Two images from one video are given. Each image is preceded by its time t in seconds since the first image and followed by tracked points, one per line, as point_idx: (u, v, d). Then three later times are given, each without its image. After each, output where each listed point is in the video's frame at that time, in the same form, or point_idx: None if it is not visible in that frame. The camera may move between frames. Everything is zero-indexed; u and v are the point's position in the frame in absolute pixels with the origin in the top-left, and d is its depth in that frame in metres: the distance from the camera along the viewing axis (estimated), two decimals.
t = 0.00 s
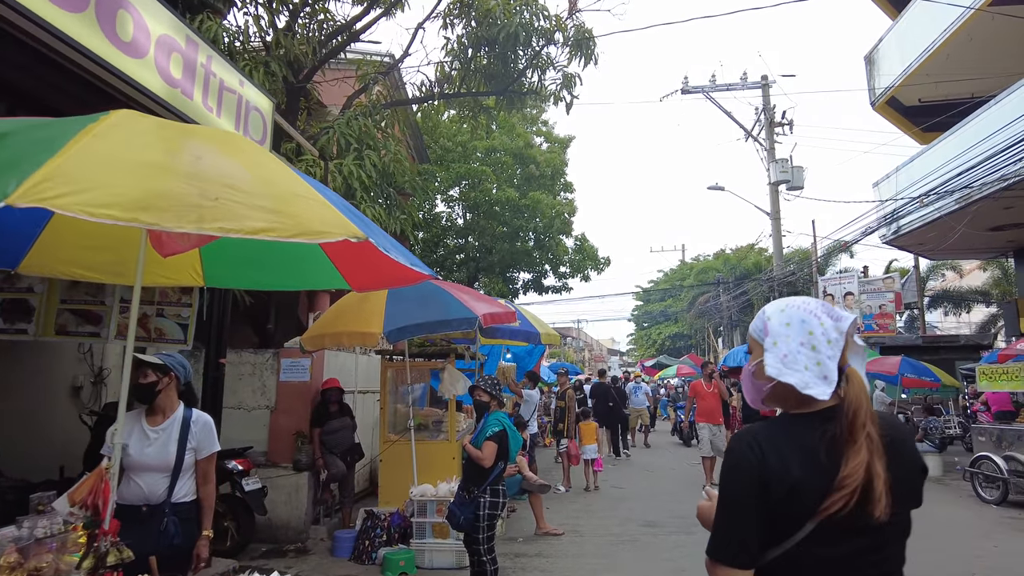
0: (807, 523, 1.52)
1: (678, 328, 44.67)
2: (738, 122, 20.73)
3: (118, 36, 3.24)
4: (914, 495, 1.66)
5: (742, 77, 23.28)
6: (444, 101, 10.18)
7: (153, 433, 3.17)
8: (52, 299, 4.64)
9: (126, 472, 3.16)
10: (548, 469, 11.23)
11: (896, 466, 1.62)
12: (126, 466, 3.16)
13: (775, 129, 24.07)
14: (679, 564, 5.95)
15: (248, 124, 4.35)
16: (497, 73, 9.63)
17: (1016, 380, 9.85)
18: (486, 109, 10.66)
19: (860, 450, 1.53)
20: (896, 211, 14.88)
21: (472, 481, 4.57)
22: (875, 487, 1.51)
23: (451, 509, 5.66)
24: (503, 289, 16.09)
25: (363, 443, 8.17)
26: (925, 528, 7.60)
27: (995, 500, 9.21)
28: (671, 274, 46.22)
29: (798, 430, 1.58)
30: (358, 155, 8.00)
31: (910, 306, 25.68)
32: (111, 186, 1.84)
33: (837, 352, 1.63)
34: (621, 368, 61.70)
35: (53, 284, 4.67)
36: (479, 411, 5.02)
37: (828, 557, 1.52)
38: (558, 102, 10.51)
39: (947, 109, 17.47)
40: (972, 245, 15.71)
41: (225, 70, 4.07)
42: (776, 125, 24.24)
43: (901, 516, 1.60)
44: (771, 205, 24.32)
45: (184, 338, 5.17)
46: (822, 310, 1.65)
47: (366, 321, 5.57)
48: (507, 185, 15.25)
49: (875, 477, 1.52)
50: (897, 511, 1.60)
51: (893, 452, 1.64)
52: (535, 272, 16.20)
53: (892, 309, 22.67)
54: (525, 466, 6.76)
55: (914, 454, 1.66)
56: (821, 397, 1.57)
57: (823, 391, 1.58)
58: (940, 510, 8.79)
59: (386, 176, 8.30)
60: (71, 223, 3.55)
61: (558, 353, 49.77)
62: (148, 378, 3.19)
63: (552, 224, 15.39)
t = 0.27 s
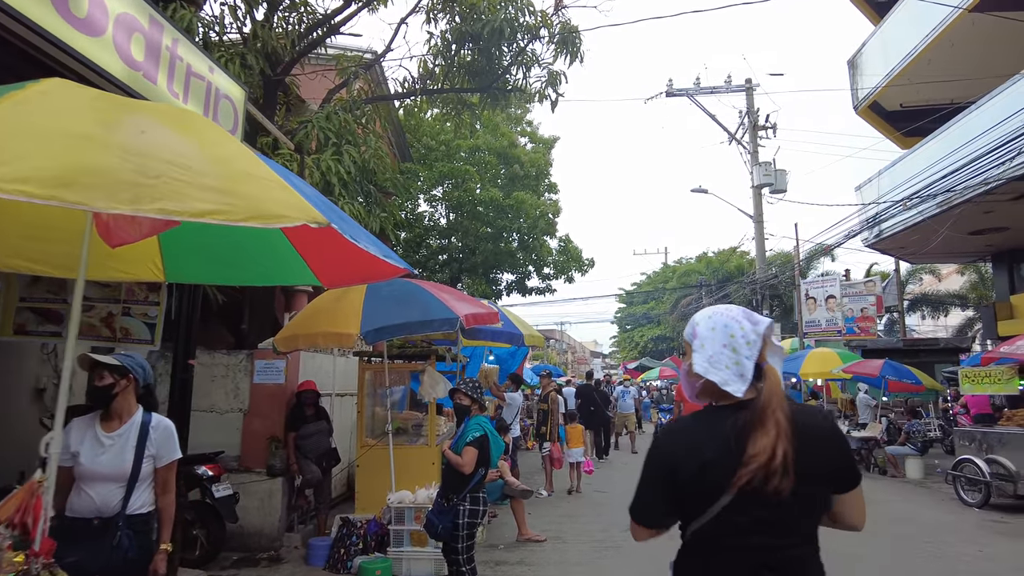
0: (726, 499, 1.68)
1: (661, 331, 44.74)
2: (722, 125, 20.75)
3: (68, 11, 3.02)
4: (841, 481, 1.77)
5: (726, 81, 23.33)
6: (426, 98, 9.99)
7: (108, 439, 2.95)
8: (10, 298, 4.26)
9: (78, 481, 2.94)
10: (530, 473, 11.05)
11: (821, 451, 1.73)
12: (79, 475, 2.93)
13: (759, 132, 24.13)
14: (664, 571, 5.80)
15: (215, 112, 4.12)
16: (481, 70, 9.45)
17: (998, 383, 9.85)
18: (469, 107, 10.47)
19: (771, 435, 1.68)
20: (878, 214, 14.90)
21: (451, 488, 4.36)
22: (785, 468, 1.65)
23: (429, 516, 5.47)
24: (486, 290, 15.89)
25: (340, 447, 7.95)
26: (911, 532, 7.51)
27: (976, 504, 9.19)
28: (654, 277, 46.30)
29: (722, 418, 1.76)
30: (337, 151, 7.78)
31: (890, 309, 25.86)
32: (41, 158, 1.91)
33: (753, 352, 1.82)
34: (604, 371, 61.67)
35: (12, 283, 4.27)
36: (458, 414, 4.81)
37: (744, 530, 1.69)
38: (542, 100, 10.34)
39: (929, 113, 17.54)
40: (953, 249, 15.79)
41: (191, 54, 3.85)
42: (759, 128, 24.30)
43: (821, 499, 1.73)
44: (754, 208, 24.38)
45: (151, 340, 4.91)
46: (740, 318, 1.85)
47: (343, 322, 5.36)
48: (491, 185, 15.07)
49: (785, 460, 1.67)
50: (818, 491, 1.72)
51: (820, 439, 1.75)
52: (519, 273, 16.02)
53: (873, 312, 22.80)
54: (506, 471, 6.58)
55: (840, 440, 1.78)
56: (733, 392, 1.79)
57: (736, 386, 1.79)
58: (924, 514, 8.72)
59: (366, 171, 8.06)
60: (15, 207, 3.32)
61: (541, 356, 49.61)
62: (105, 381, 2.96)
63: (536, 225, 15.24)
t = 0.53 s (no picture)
0: (629, 490, 1.96)
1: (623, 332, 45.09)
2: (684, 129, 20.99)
3: None
4: (740, 475, 1.97)
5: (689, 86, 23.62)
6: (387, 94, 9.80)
7: (29, 443, 2.74)
8: None
9: None
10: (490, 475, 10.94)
11: (710, 449, 1.95)
12: None
13: (719, 137, 24.47)
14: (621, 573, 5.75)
15: (156, 97, 3.89)
16: (444, 66, 9.31)
17: (946, 383, 10.06)
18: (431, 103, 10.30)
19: (660, 435, 1.92)
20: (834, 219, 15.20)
21: (405, 492, 4.23)
22: (672, 465, 1.89)
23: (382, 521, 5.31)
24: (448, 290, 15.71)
25: (292, 450, 7.71)
26: (863, 531, 7.61)
27: (925, 501, 9.41)
28: (617, 280, 46.65)
29: (623, 420, 2.03)
30: (293, 144, 7.55)
31: (844, 312, 26.48)
32: None
33: (648, 364, 2.10)
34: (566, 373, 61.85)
35: None
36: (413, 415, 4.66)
37: (645, 515, 1.96)
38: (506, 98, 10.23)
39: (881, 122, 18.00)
40: (904, 254, 16.22)
41: (131, 33, 3.65)
42: (720, 133, 24.65)
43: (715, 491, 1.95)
44: (714, 212, 24.73)
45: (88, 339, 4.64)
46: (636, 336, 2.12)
47: (294, 320, 5.17)
48: (455, 184, 14.90)
49: (671, 456, 1.91)
50: (711, 483, 1.95)
51: (710, 438, 1.96)
52: (481, 273, 15.89)
53: (828, 315, 23.31)
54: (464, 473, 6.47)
55: (737, 439, 1.99)
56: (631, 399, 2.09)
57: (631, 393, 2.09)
58: (876, 512, 8.87)
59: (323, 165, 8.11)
60: None
61: (504, 358, 49.46)
62: (27, 381, 2.75)
63: (500, 224, 15.15)
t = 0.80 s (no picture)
0: (545, 474, 2.30)
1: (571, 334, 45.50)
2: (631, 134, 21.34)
3: None
4: (637, 459, 2.38)
5: (638, 91, 23.96)
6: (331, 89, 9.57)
7: None
8: None
9: None
10: (434, 479, 10.77)
11: (613, 437, 2.35)
12: None
13: (667, 143, 24.89)
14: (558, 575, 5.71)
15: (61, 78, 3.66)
16: (390, 62, 9.14)
17: (878, 386, 10.41)
18: (377, 98, 10.09)
19: (572, 426, 2.30)
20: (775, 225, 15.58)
21: (338, 498, 4.08)
22: (581, 450, 2.27)
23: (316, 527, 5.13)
24: (395, 290, 15.46)
25: (224, 455, 7.41)
26: (798, 529, 7.79)
27: (856, 498, 9.71)
28: (566, 282, 47.00)
29: (540, 413, 2.39)
30: (229, 136, 7.26)
31: (784, 316, 27.28)
32: None
33: (562, 367, 2.49)
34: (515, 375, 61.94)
35: None
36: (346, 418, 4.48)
37: (563, 485, 2.29)
38: (454, 95, 10.10)
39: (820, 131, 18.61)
40: (840, 260, 16.80)
41: (39, 9, 3.40)
42: (667, 139, 25.08)
43: (616, 472, 2.34)
44: (661, 217, 25.16)
45: None
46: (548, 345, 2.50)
47: (223, 320, 4.97)
48: (402, 182, 14.69)
49: (581, 443, 2.28)
50: (612, 467, 2.34)
51: (613, 428, 2.36)
52: (428, 273, 15.71)
53: (768, 318, 23.97)
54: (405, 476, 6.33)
55: (634, 429, 2.40)
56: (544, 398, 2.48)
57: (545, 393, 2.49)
58: (810, 510, 9.12)
59: (260, 159, 7.85)
60: None
61: (453, 359, 49.19)
62: None
63: (447, 224, 15.02)
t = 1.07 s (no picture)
0: (455, 472, 2.69)
1: (514, 336, 45.58)
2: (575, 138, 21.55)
3: None
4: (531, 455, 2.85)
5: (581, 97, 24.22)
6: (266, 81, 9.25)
7: None
8: None
9: None
10: (369, 483, 10.55)
11: (512, 439, 2.79)
12: None
13: (609, 149, 25.25)
14: None
15: None
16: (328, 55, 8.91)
17: (806, 387, 10.98)
18: (314, 92, 9.82)
19: (479, 430, 2.70)
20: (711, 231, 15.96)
21: (259, 505, 3.92)
22: (488, 452, 2.66)
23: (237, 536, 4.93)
24: (332, 290, 15.11)
25: (142, 461, 7.05)
26: (727, 528, 7.98)
27: (785, 497, 10.03)
28: (509, 284, 47.08)
29: (451, 419, 2.76)
30: (153, 127, 6.93)
31: (719, 319, 28.06)
32: None
33: (467, 377, 2.89)
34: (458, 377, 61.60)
35: None
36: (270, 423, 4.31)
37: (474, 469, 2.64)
38: (395, 92, 9.93)
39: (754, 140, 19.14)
40: (771, 267, 17.39)
41: None
42: (610, 145, 25.44)
43: (515, 468, 2.79)
44: (602, 221, 25.51)
45: None
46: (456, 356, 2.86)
47: (140, 319, 4.72)
48: (341, 179, 14.37)
49: (487, 445, 2.69)
50: (511, 463, 2.78)
51: (511, 431, 2.81)
52: (368, 273, 15.42)
53: (704, 321, 24.63)
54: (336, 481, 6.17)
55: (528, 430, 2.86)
56: (450, 403, 2.86)
57: (451, 399, 2.87)
58: (741, 509, 9.38)
59: (187, 152, 7.45)
60: None
61: (395, 361, 48.55)
62: None
63: (387, 223, 14.79)
